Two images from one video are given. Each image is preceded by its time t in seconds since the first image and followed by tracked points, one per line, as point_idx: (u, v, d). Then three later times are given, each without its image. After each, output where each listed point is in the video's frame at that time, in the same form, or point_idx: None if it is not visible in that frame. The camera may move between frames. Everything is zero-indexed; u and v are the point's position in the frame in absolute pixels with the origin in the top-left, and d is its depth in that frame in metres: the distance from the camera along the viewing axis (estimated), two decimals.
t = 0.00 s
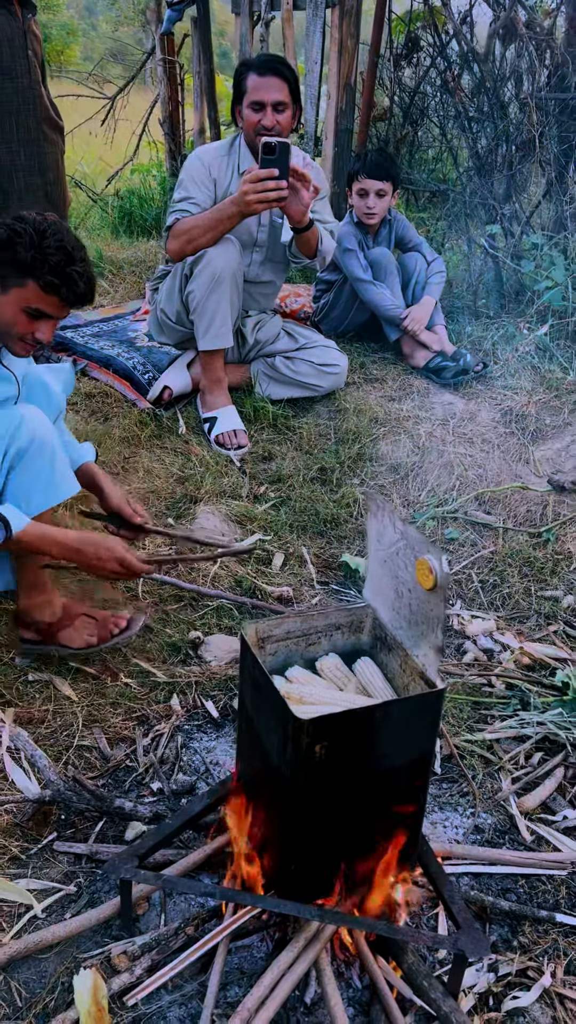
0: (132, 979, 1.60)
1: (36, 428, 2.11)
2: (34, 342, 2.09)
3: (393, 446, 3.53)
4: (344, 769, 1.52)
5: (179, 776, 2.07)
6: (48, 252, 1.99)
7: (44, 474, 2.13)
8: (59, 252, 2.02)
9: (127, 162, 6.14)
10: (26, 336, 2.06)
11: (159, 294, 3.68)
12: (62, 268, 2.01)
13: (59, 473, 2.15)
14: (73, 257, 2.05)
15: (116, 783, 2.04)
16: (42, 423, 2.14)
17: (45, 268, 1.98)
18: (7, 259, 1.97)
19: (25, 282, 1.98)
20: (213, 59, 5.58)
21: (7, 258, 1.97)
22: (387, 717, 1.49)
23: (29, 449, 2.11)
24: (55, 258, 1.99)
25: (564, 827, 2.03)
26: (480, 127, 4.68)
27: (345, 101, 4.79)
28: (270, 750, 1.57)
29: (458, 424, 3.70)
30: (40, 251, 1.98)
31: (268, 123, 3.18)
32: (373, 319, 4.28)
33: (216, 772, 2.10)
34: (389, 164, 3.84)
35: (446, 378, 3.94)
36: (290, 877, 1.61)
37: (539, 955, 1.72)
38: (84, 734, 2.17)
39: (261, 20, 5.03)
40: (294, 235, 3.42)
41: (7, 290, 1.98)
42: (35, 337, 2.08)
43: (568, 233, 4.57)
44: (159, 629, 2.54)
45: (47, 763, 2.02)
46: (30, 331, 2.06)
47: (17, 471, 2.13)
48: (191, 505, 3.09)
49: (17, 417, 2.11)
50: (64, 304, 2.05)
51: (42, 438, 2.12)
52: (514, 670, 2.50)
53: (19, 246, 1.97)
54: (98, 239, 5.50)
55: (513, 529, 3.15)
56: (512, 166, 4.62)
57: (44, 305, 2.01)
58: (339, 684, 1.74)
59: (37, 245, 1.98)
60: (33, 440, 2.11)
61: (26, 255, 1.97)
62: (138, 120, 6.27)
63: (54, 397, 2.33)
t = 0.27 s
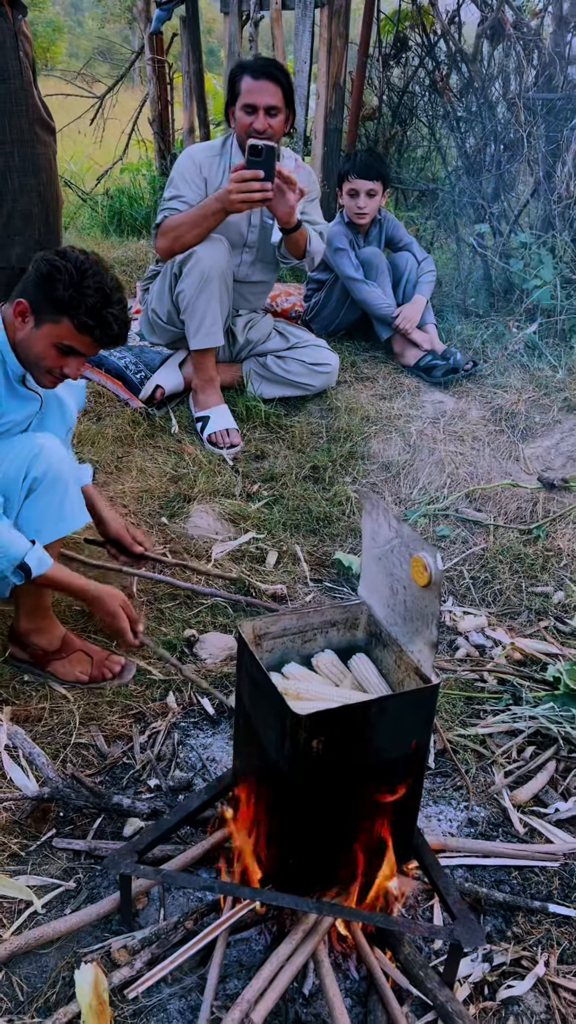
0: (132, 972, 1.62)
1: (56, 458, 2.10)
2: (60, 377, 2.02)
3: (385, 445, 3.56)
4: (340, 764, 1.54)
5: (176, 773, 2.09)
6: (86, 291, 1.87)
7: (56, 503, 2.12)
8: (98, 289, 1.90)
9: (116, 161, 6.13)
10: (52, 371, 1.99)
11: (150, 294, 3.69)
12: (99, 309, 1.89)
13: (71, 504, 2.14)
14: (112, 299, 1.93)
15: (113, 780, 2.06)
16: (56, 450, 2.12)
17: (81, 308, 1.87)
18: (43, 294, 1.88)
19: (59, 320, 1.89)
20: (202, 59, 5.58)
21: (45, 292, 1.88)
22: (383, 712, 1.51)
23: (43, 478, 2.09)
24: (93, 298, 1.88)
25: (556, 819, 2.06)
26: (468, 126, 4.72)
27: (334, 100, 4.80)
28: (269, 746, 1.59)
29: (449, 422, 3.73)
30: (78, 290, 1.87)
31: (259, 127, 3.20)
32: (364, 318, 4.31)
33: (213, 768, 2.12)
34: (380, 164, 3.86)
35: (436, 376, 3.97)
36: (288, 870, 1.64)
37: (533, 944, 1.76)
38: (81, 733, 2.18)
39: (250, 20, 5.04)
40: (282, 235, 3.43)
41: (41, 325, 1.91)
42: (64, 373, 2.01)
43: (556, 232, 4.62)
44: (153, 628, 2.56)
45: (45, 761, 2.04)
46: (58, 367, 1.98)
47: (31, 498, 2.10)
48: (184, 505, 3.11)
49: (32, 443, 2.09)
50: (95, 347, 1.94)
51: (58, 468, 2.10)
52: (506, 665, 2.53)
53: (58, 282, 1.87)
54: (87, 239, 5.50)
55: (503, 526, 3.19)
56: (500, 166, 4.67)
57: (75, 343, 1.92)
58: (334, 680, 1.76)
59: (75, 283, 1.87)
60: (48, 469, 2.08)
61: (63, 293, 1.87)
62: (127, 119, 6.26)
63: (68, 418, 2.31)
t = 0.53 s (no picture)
0: (125, 966, 1.64)
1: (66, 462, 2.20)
2: (84, 407, 2.13)
3: (373, 442, 3.59)
4: (330, 758, 1.55)
5: (168, 769, 2.10)
6: (123, 333, 2.01)
7: (64, 495, 2.24)
8: (133, 332, 2.05)
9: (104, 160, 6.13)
10: (80, 403, 2.09)
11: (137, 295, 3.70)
12: (131, 350, 2.02)
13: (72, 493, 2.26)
14: (144, 342, 2.07)
15: (105, 777, 2.07)
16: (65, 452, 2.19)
17: (117, 348, 1.99)
18: (79, 331, 1.99)
19: (93, 358, 2.00)
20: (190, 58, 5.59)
21: (81, 331, 1.99)
22: (372, 706, 1.53)
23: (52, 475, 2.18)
24: (130, 341, 2.01)
25: (544, 812, 2.08)
26: (454, 127, 4.77)
27: (321, 100, 4.82)
28: (259, 741, 1.61)
29: (437, 420, 3.76)
30: (115, 330, 2.00)
31: (242, 132, 3.26)
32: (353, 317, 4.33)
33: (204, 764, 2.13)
34: (368, 164, 3.88)
35: (425, 375, 4.00)
36: (279, 864, 1.65)
37: (522, 935, 1.78)
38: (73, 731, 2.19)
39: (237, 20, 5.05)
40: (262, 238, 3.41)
41: (75, 360, 2.00)
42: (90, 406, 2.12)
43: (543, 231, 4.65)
44: (144, 625, 2.57)
45: (38, 759, 2.05)
46: (85, 400, 2.08)
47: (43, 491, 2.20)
48: (174, 503, 3.12)
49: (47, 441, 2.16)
50: (125, 383, 2.06)
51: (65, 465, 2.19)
52: (494, 660, 2.55)
53: (95, 322, 1.99)
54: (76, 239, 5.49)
55: (491, 523, 3.22)
56: (487, 165, 4.71)
57: (106, 380, 2.03)
58: (324, 675, 1.78)
59: (112, 324, 2.00)
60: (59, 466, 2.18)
61: (100, 333, 1.98)
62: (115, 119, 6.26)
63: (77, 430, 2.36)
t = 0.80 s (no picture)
0: (114, 967, 1.63)
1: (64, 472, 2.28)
2: (98, 430, 2.22)
3: (361, 442, 3.60)
4: (318, 757, 1.56)
5: (156, 770, 2.10)
6: (145, 363, 2.10)
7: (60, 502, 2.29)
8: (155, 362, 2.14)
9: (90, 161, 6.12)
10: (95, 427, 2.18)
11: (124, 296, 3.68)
12: (151, 379, 2.11)
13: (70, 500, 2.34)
14: (163, 372, 2.16)
15: (94, 779, 2.07)
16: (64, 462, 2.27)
17: (137, 377, 2.08)
18: (102, 356, 2.10)
19: (114, 384, 2.10)
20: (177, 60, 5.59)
21: (103, 358, 2.09)
22: (359, 705, 1.54)
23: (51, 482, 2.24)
24: (151, 371, 2.10)
25: (531, 809, 2.09)
26: (441, 127, 4.78)
27: (308, 101, 4.83)
28: (247, 740, 1.61)
29: (424, 420, 3.77)
30: (138, 361, 2.09)
31: (228, 140, 3.30)
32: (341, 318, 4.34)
33: (193, 765, 2.13)
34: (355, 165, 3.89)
35: (412, 375, 4.02)
36: (267, 863, 1.66)
37: (509, 932, 1.79)
38: (62, 733, 2.18)
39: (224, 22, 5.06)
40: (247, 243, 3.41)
41: (95, 386, 2.11)
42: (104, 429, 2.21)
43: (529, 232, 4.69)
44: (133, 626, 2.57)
45: (26, 761, 2.04)
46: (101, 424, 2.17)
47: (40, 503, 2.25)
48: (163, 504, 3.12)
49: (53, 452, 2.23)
50: (144, 411, 2.16)
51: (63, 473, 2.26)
52: (482, 659, 2.57)
53: (118, 350, 2.09)
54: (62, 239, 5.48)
55: (479, 522, 3.23)
56: (473, 167, 4.74)
57: (125, 408, 2.13)
58: (312, 674, 1.78)
59: (135, 353, 2.10)
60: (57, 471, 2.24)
61: (124, 362, 2.08)
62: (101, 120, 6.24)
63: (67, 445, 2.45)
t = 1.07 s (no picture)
0: (101, 971, 1.63)
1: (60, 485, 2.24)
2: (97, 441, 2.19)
3: (349, 444, 3.60)
4: (304, 759, 1.56)
5: (144, 773, 2.10)
6: (146, 375, 2.10)
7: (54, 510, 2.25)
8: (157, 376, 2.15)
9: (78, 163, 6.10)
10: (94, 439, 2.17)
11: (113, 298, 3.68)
12: (152, 391, 2.11)
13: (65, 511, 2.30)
14: (163, 385, 2.17)
15: (81, 782, 2.07)
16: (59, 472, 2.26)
17: (140, 389, 2.09)
18: (104, 367, 2.08)
19: (115, 396, 2.09)
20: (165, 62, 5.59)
21: (105, 369, 2.08)
22: (346, 707, 1.54)
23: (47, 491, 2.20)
24: (152, 383, 2.11)
25: (519, 810, 2.10)
26: (429, 130, 4.80)
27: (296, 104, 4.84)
28: (235, 742, 1.61)
29: (413, 422, 3.78)
30: (140, 374, 2.09)
31: (217, 144, 3.32)
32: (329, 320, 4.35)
33: (181, 768, 2.12)
34: (343, 167, 3.90)
35: (400, 377, 4.03)
36: (255, 865, 1.66)
37: (497, 933, 1.79)
38: (49, 735, 2.18)
39: (212, 24, 5.07)
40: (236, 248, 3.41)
41: (97, 397, 2.08)
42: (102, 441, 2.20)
43: (516, 235, 4.72)
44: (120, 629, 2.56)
45: (13, 764, 2.03)
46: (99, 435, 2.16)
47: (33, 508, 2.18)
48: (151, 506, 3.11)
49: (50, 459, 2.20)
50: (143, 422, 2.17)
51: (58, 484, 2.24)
52: (470, 660, 2.57)
53: (120, 363, 2.08)
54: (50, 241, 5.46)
55: (467, 524, 3.24)
56: (461, 170, 4.77)
57: (125, 419, 2.12)
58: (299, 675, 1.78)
59: (136, 366, 2.09)
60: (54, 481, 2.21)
61: (126, 375, 2.08)
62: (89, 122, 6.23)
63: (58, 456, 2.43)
